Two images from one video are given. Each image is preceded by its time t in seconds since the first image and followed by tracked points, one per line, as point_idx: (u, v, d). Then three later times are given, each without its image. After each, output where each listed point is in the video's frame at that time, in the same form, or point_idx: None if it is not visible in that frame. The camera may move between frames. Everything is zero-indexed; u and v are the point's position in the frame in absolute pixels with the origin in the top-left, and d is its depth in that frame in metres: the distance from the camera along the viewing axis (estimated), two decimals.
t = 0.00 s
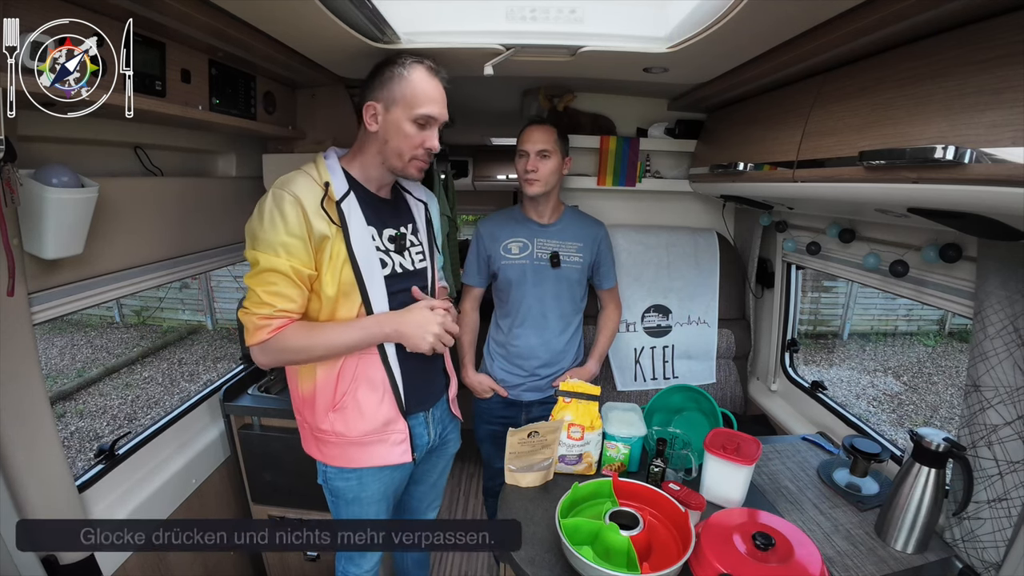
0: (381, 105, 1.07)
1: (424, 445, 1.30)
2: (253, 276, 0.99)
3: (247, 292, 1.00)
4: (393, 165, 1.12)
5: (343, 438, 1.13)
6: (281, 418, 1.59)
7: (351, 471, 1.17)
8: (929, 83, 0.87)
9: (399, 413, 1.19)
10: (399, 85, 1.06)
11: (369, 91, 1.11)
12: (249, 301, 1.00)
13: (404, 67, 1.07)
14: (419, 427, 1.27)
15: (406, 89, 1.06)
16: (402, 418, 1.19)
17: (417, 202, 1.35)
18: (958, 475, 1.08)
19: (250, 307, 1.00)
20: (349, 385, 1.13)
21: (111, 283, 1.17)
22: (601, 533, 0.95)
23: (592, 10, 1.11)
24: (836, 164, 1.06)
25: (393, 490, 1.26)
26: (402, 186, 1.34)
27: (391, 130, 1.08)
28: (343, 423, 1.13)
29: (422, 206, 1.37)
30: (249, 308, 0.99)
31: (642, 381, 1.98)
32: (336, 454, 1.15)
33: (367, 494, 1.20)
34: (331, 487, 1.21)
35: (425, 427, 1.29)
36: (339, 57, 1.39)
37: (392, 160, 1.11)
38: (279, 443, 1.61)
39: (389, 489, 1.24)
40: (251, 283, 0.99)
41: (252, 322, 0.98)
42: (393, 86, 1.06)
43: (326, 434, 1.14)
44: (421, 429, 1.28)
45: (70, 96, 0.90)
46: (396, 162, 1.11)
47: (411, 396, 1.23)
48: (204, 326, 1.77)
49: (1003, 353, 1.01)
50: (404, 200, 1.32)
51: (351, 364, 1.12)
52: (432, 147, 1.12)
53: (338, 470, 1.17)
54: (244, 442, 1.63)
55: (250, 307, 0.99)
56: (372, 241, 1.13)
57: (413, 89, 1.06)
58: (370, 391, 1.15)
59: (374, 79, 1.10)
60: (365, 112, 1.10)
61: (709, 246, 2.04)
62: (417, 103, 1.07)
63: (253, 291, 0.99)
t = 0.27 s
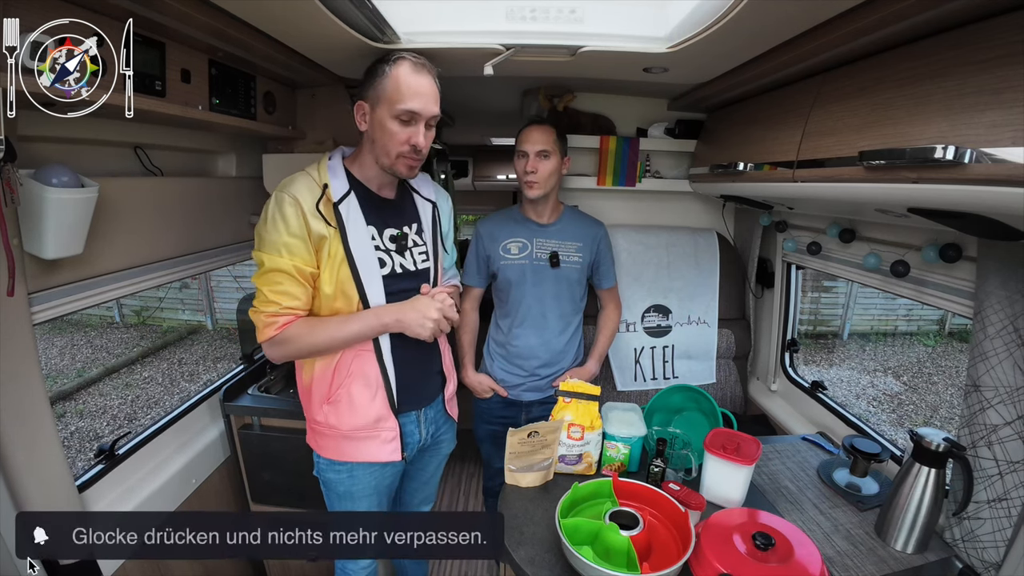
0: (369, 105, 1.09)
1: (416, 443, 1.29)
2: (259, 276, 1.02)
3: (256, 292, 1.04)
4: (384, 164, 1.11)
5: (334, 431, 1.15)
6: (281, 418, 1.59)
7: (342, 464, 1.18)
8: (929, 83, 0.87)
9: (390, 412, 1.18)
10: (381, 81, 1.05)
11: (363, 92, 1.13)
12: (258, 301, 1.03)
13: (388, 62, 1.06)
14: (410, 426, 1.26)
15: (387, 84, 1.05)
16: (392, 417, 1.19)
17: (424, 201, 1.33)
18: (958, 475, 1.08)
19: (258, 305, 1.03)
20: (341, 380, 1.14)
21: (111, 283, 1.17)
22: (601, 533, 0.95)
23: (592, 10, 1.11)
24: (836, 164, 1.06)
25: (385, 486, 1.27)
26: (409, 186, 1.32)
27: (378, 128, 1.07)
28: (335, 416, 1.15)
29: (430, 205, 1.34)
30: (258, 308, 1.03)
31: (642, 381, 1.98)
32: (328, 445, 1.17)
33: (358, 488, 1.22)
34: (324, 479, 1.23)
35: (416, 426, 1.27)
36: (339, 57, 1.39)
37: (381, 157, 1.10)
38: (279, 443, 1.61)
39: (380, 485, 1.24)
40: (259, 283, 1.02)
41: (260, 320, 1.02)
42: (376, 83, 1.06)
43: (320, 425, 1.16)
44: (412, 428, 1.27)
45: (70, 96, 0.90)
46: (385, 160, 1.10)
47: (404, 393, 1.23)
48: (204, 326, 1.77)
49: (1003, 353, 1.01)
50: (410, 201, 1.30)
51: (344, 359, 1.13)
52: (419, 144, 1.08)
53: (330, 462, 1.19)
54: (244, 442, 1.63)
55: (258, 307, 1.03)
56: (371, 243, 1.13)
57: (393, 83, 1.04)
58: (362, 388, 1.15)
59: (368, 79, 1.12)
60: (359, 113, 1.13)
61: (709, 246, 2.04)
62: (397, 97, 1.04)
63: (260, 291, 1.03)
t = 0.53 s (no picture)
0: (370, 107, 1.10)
1: (415, 440, 1.29)
2: (260, 273, 1.03)
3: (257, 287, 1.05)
4: (385, 165, 1.10)
5: (332, 426, 1.16)
6: (282, 418, 1.59)
7: (340, 460, 1.18)
8: (929, 83, 0.87)
9: (389, 409, 1.18)
10: (382, 82, 1.06)
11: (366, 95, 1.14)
12: (257, 296, 1.04)
13: (389, 64, 1.06)
14: (409, 422, 1.26)
15: (387, 86, 1.05)
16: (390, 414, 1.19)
17: (428, 202, 1.33)
18: (957, 475, 1.08)
19: (258, 301, 1.04)
20: (340, 376, 1.14)
21: (111, 283, 1.17)
22: (601, 533, 0.95)
23: (592, 9, 1.11)
24: (836, 164, 1.06)
25: (385, 483, 1.26)
26: (414, 186, 1.32)
27: (379, 129, 1.08)
28: (334, 411, 1.15)
29: (434, 205, 1.34)
30: (257, 303, 1.04)
31: (642, 381, 1.98)
32: (326, 440, 1.17)
33: (357, 484, 1.21)
34: (324, 474, 1.24)
35: (415, 423, 1.27)
36: (339, 57, 1.39)
37: (382, 159, 1.10)
38: (279, 443, 1.61)
39: (380, 482, 1.24)
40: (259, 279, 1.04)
41: (259, 316, 1.03)
42: (376, 85, 1.07)
43: (319, 420, 1.17)
44: (411, 425, 1.26)
45: (71, 96, 0.90)
46: (387, 161, 1.10)
47: (403, 391, 1.23)
48: (204, 326, 1.77)
49: (1003, 353, 1.01)
50: (415, 202, 1.30)
51: (345, 356, 1.13)
52: (419, 145, 1.08)
53: (329, 457, 1.20)
54: (244, 442, 1.63)
55: (257, 302, 1.04)
56: (372, 243, 1.13)
57: (393, 85, 1.04)
58: (361, 385, 1.15)
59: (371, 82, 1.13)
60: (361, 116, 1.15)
61: (709, 246, 2.04)
62: (397, 99, 1.04)
63: (261, 287, 1.04)
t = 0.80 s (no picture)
0: (383, 108, 1.09)
1: (419, 440, 1.29)
2: (265, 274, 1.02)
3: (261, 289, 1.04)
4: (403, 165, 1.12)
5: (338, 428, 1.15)
6: (281, 418, 1.59)
7: (345, 460, 1.18)
8: (928, 83, 0.87)
9: (394, 409, 1.18)
10: (398, 83, 1.07)
11: (370, 95, 1.12)
12: (262, 298, 1.03)
13: (403, 66, 1.08)
14: (414, 423, 1.27)
15: (404, 87, 1.06)
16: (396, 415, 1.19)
17: (428, 201, 1.33)
18: (958, 475, 1.08)
19: (263, 303, 1.03)
20: (346, 377, 1.14)
21: (111, 283, 1.17)
22: (601, 533, 0.95)
23: (592, 9, 1.12)
24: (836, 164, 1.06)
25: (389, 483, 1.27)
26: (413, 186, 1.32)
27: (397, 130, 1.08)
28: (340, 413, 1.15)
29: (433, 205, 1.35)
30: (262, 305, 1.03)
31: (642, 381, 1.98)
32: (331, 442, 1.17)
33: (362, 484, 1.22)
34: (328, 475, 1.23)
35: (420, 423, 1.28)
36: (339, 57, 1.39)
37: (400, 159, 1.11)
38: (279, 443, 1.61)
39: (384, 483, 1.24)
40: (264, 281, 1.02)
41: (264, 318, 1.01)
42: (391, 86, 1.07)
43: (324, 421, 1.16)
44: (416, 425, 1.27)
45: (71, 96, 0.90)
46: (404, 161, 1.11)
47: (408, 390, 1.23)
48: (204, 326, 1.77)
49: (1003, 353, 1.01)
50: (415, 201, 1.30)
51: (350, 357, 1.13)
52: (439, 142, 1.12)
53: (334, 458, 1.20)
54: (244, 442, 1.63)
55: (263, 305, 1.03)
56: (376, 242, 1.13)
57: (411, 87, 1.07)
58: (366, 386, 1.15)
59: (374, 81, 1.12)
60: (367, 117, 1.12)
61: (709, 246, 2.04)
62: (416, 100, 1.06)
63: (265, 288, 1.03)
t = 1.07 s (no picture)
0: (389, 108, 1.08)
1: (421, 440, 1.29)
2: (266, 275, 1.02)
3: (261, 290, 1.03)
4: (405, 165, 1.13)
5: (341, 430, 1.15)
6: (281, 418, 1.59)
7: (348, 461, 1.18)
8: (928, 83, 0.87)
9: (398, 409, 1.19)
10: (406, 84, 1.07)
11: (373, 94, 1.11)
12: (263, 299, 1.03)
13: (412, 67, 1.08)
14: (417, 422, 1.27)
15: (412, 88, 1.07)
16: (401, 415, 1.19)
17: (427, 201, 1.34)
18: (958, 475, 1.08)
19: (263, 304, 1.02)
20: (350, 379, 1.14)
21: (111, 283, 1.17)
22: (601, 533, 0.95)
23: (592, 9, 1.13)
24: (836, 164, 1.06)
25: (392, 482, 1.27)
26: (411, 186, 1.33)
27: (403, 131, 1.08)
28: (343, 415, 1.14)
29: (432, 205, 1.35)
30: (263, 306, 1.02)
31: (642, 381, 1.98)
32: (334, 444, 1.17)
33: (366, 485, 1.22)
34: (330, 477, 1.23)
35: (423, 422, 1.28)
36: (339, 57, 1.39)
37: (404, 159, 1.11)
38: (278, 443, 1.61)
39: (387, 482, 1.25)
40: (264, 282, 1.02)
41: (265, 319, 1.01)
42: (398, 86, 1.07)
43: (327, 423, 1.15)
44: (418, 425, 1.27)
45: (71, 96, 0.90)
46: (407, 161, 1.11)
47: (411, 389, 1.23)
48: (204, 326, 1.77)
49: (1003, 353, 1.01)
50: (412, 200, 1.30)
51: (354, 357, 1.13)
52: (444, 144, 1.13)
53: (337, 460, 1.19)
54: (244, 442, 1.63)
55: (263, 306, 1.02)
56: (378, 242, 1.13)
57: (420, 88, 1.07)
58: (370, 386, 1.15)
59: (377, 81, 1.11)
60: (371, 116, 1.11)
61: (709, 246, 2.04)
62: (424, 102, 1.07)
63: (266, 289, 1.02)
